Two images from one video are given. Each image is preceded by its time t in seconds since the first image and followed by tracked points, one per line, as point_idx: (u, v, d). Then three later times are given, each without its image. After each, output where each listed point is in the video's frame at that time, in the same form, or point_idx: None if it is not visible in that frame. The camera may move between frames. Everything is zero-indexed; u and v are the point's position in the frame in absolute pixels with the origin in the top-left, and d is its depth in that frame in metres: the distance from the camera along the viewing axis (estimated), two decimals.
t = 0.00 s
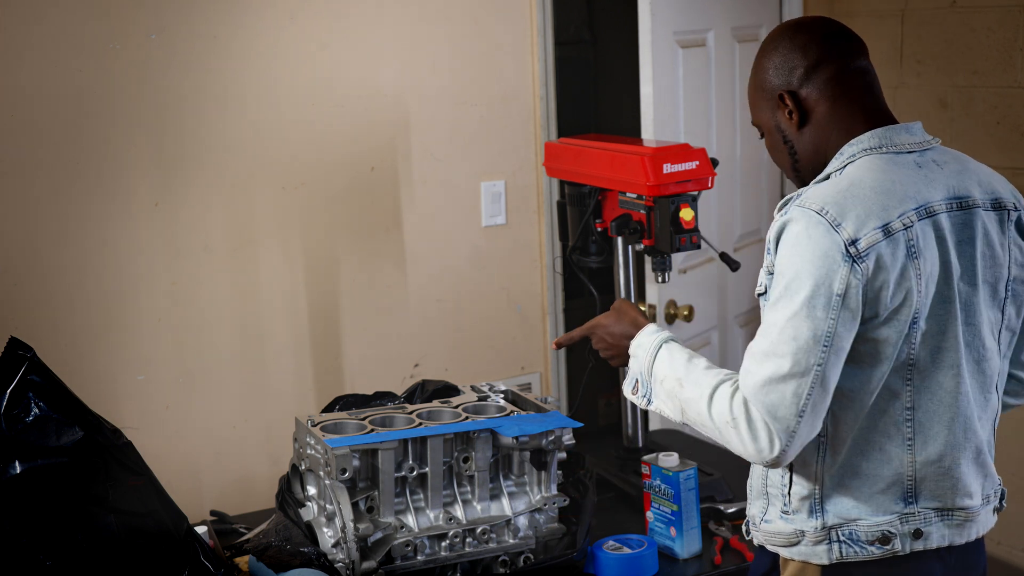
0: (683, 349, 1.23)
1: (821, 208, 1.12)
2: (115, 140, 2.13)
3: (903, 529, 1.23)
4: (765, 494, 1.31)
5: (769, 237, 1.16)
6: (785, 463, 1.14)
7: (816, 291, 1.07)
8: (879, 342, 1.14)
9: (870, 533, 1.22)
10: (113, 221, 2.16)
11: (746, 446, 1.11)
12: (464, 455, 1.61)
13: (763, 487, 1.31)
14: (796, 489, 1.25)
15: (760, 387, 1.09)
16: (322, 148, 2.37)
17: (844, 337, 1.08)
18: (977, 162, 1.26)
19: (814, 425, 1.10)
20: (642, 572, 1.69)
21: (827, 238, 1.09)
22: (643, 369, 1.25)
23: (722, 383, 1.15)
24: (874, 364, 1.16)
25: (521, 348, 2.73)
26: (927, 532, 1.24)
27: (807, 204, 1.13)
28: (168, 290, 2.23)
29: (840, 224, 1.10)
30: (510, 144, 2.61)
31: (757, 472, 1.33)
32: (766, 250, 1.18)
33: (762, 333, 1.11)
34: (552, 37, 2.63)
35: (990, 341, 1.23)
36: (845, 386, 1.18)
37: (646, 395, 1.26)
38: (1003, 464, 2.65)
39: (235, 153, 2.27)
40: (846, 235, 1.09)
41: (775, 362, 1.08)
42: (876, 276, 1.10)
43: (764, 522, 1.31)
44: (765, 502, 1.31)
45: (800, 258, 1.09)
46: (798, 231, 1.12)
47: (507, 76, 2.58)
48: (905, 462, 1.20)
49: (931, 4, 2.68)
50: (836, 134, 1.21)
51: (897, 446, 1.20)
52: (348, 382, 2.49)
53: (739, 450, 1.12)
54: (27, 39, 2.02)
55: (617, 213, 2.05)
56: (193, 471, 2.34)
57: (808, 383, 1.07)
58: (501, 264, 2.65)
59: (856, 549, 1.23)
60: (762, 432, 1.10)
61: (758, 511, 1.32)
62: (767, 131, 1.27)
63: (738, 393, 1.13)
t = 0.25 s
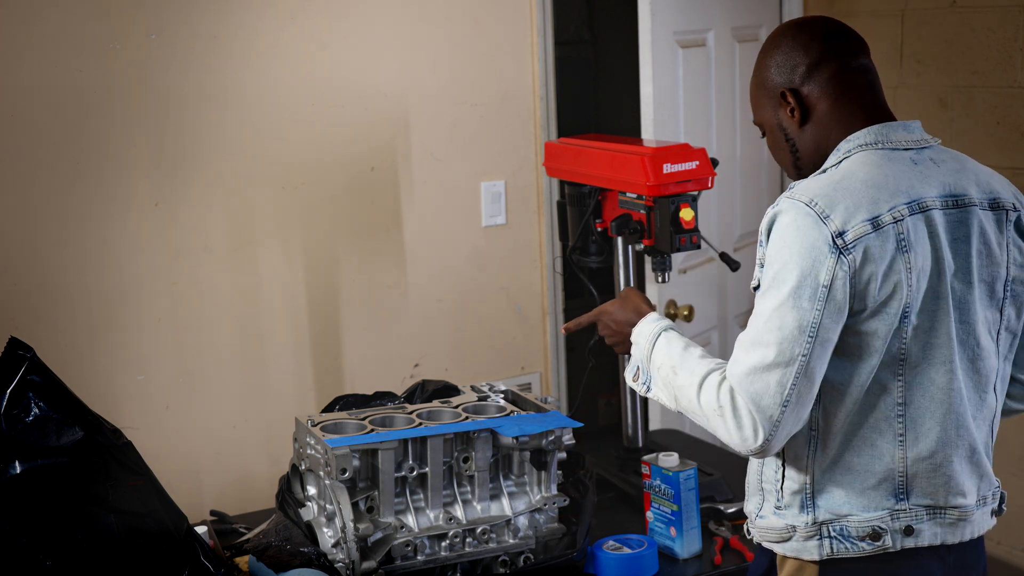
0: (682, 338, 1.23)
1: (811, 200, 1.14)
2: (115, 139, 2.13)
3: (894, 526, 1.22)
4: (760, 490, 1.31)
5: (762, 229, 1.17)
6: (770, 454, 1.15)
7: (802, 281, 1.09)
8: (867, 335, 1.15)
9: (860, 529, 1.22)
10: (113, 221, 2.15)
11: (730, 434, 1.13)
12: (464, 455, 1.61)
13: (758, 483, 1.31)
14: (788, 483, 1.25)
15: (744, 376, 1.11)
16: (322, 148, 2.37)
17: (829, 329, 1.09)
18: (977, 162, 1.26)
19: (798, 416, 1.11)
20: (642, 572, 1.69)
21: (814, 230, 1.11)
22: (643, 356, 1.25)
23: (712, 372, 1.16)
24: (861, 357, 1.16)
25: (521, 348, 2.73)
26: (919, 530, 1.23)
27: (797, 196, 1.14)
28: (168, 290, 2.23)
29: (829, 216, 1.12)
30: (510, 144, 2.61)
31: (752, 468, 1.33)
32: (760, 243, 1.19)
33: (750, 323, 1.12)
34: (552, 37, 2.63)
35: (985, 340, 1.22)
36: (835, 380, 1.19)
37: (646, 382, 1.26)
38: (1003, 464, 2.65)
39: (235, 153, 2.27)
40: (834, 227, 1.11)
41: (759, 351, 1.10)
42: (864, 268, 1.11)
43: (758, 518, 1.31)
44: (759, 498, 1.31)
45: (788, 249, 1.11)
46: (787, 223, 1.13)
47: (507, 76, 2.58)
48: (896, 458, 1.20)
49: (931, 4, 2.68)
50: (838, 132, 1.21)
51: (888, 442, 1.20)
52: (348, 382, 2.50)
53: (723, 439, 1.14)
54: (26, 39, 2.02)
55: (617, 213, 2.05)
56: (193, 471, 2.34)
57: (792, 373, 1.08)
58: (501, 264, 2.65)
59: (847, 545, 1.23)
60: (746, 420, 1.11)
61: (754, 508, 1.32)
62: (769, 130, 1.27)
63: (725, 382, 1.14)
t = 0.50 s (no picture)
0: (676, 337, 1.24)
1: (817, 199, 1.13)
2: (115, 139, 2.13)
3: (899, 524, 1.23)
4: (759, 495, 1.30)
5: (765, 229, 1.16)
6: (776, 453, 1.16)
7: (814, 281, 1.08)
8: (875, 333, 1.15)
9: (867, 529, 1.22)
10: (113, 221, 2.15)
11: (739, 436, 1.13)
12: (464, 455, 1.61)
13: (756, 488, 1.30)
14: (792, 487, 1.25)
15: (755, 377, 1.10)
16: (323, 148, 2.37)
17: (840, 328, 1.09)
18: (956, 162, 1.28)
19: (808, 416, 1.11)
20: (642, 571, 1.69)
21: (824, 229, 1.10)
22: (636, 356, 1.26)
23: (717, 373, 1.16)
24: (869, 356, 1.16)
25: (521, 348, 2.73)
26: (923, 527, 1.24)
27: (803, 196, 1.13)
28: (168, 290, 2.23)
29: (837, 215, 1.11)
30: (510, 144, 2.61)
31: (748, 473, 1.32)
32: (761, 243, 1.18)
33: (758, 324, 1.11)
34: (552, 37, 2.63)
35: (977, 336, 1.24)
36: (840, 380, 1.18)
37: (638, 382, 1.26)
38: (1003, 464, 2.65)
39: (235, 153, 2.27)
40: (843, 226, 1.10)
41: (771, 352, 1.09)
42: (872, 267, 1.11)
43: (758, 523, 1.30)
44: (758, 503, 1.30)
45: (798, 248, 1.10)
46: (794, 222, 1.12)
47: (507, 75, 2.58)
48: (901, 456, 1.20)
49: (931, 5, 2.68)
50: (821, 135, 1.21)
51: (893, 440, 1.20)
52: (348, 382, 2.49)
53: (731, 441, 1.14)
54: (26, 39, 2.02)
55: (617, 213, 2.05)
56: (193, 471, 2.34)
57: (805, 373, 1.08)
58: (501, 264, 2.65)
59: (854, 545, 1.23)
60: (756, 421, 1.11)
61: (751, 513, 1.31)
62: (753, 135, 1.27)
63: (732, 383, 1.14)
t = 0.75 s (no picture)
0: (670, 341, 1.24)
1: (814, 203, 1.16)
2: (115, 139, 2.13)
3: (885, 521, 1.28)
4: (742, 500, 1.34)
5: (760, 234, 1.19)
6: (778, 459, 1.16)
7: (818, 285, 1.10)
8: (868, 333, 1.20)
9: (857, 528, 1.27)
10: (113, 221, 2.15)
11: (747, 443, 1.12)
12: (464, 455, 1.61)
13: (740, 494, 1.35)
14: (780, 491, 1.28)
15: (763, 382, 1.11)
16: (323, 148, 2.37)
17: (842, 330, 1.12)
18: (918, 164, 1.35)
19: (813, 418, 1.13)
20: (642, 571, 1.69)
21: (824, 232, 1.13)
22: (627, 358, 1.25)
23: (720, 377, 1.16)
24: (864, 360, 1.21)
25: (520, 348, 2.72)
26: (906, 522, 1.30)
27: (799, 201, 1.16)
28: (168, 290, 2.23)
29: (835, 219, 1.14)
30: (510, 144, 2.61)
31: (731, 479, 1.36)
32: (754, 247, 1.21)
33: (761, 328, 1.12)
34: (552, 37, 2.63)
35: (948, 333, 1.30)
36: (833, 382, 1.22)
37: (625, 384, 1.25)
38: (1003, 464, 2.65)
39: (234, 153, 2.27)
40: (842, 230, 1.13)
41: (779, 356, 1.10)
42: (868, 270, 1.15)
43: (743, 529, 1.34)
44: (742, 509, 1.35)
45: (800, 253, 1.12)
46: (793, 227, 1.14)
47: (507, 75, 2.58)
48: (887, 454, 1.26)
49: (931, 5, 2.68)
50: (796, 129, 1.26)
51: (879, 439, 1.26)
52: (348, 382, 2.50)
53: (739, 448, 1.13)
54: (26, 39, 2.02)
55: (617, 213, 2.05)
56: (193, 471, 2.34)
57: (812, 376, 1.10)
58: (501, 264, 2.65)
59: (843, 545, 1.27)
60: (766, 427, 1.11)
61: (735, 519, 1.36)
62: (724, 134, 1.30)
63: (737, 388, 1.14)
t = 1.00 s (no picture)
0: (646, 335, 1.19)
1: (768, 207, 1.10)
2: (115, 139, 2.13)
3: (853, 520, 1.23)
4: (707, 507, 1.28)
5: (715, 240, 1.13)
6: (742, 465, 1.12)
7: (775, 290, 1.06)
8: (826, 335, 1.14)
9: (824, 529, 1.22)
10: (113, 221, 2.15)
11: (710, 449, 1.08)
12: (464, 455, 1.61)
13: (704, 501, 1.28)
14: (746, 497, 1.22)
15: (725, 389, 1.06)
16: (323, 148, 2.37)
17: (801, 335, 1.07)
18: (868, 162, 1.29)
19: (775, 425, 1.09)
20: (642, 571, 1.69)
21: (780, 237, 1.08)
22: (598, 348, 1.20)
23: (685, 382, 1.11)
24: (823, 361, 1.15)
25: (521, 348, 2.72)
26: (874, 521, 1.24)
27: (754, 205, 1.11)
28: (168, 290, 2.23)
29: (790, 222, 1.09)
30: (510, 143, 2.61)
31: (693, 487, 1.29)
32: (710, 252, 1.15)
33: (719, 336, 1.08)
34: (552, 37, 2.63)
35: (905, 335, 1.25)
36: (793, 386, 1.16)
37: (593, 373, 1.21)
38: (1003, 464, 2.65)
39: (234, 153, 2.27)
40: (798, 233, 1.08)
41: (738, 363, 1.06)
42: (825, 273, 1.10)
43: (709, 537, 1.28)
44: (706, 516, 1.28)
45: (756, 259, 1.07)
46: (748, 232, 1.09)
47: (507, 75, 2.58)
48: (851, 454, 1.21)
49: (931, 5, 2.68)
50: (743, 139, 1.20)
51: (842, 440, 1.20)
52: (348, 382, 2.49)
53: (702, 455, 1.09)
54: (26, 39, 2.02)
55: (617, 213, 2.06)
56: (193, 471, 2.34)
57: (773, 383, 1.06)
58: (501, 264, 2.65)
59: (812, 547, 1.22)
60: (728, 434, 1.07)
61: (700, 527, 1.29)
62: (671, 145, 1.25)
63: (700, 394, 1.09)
